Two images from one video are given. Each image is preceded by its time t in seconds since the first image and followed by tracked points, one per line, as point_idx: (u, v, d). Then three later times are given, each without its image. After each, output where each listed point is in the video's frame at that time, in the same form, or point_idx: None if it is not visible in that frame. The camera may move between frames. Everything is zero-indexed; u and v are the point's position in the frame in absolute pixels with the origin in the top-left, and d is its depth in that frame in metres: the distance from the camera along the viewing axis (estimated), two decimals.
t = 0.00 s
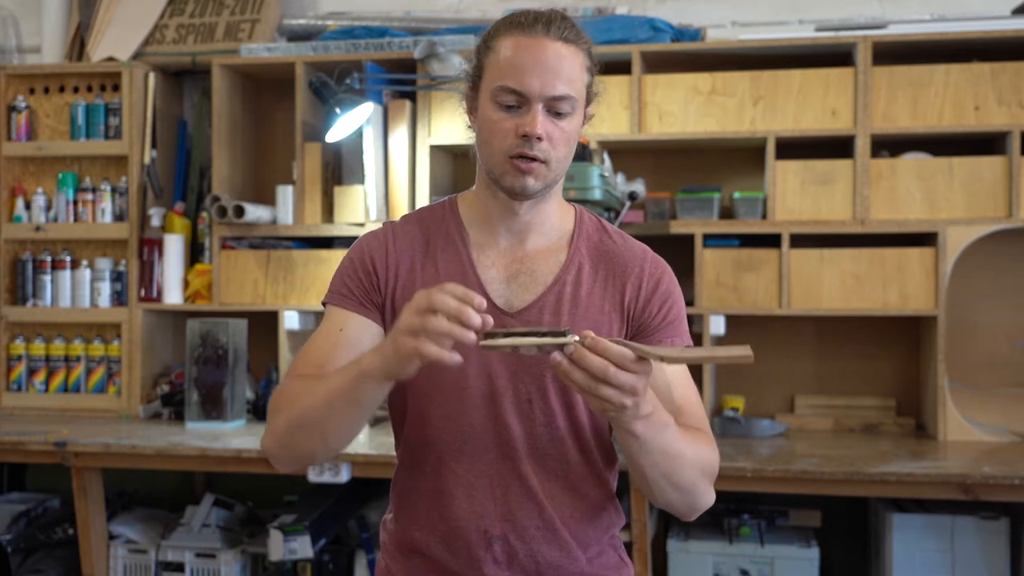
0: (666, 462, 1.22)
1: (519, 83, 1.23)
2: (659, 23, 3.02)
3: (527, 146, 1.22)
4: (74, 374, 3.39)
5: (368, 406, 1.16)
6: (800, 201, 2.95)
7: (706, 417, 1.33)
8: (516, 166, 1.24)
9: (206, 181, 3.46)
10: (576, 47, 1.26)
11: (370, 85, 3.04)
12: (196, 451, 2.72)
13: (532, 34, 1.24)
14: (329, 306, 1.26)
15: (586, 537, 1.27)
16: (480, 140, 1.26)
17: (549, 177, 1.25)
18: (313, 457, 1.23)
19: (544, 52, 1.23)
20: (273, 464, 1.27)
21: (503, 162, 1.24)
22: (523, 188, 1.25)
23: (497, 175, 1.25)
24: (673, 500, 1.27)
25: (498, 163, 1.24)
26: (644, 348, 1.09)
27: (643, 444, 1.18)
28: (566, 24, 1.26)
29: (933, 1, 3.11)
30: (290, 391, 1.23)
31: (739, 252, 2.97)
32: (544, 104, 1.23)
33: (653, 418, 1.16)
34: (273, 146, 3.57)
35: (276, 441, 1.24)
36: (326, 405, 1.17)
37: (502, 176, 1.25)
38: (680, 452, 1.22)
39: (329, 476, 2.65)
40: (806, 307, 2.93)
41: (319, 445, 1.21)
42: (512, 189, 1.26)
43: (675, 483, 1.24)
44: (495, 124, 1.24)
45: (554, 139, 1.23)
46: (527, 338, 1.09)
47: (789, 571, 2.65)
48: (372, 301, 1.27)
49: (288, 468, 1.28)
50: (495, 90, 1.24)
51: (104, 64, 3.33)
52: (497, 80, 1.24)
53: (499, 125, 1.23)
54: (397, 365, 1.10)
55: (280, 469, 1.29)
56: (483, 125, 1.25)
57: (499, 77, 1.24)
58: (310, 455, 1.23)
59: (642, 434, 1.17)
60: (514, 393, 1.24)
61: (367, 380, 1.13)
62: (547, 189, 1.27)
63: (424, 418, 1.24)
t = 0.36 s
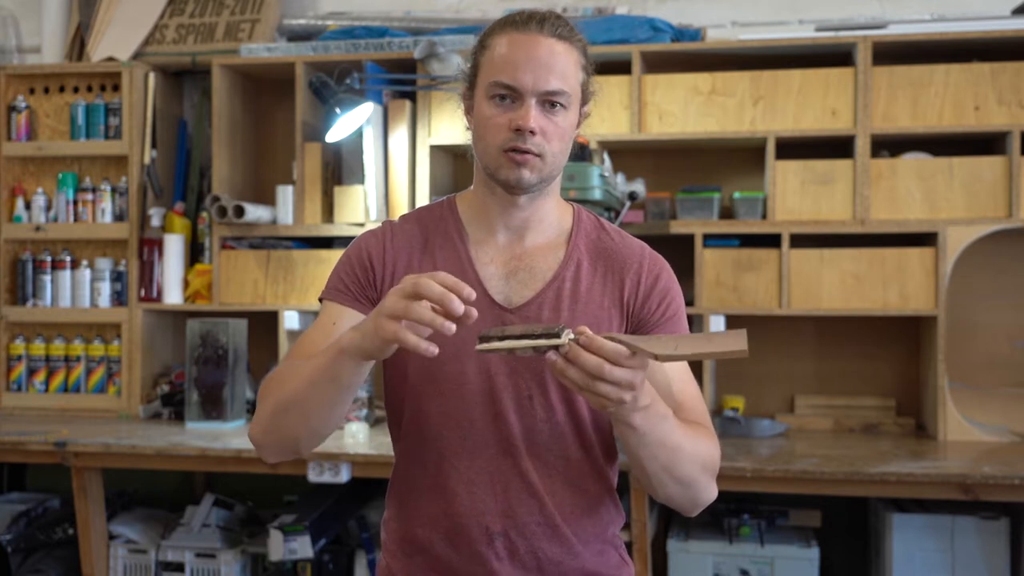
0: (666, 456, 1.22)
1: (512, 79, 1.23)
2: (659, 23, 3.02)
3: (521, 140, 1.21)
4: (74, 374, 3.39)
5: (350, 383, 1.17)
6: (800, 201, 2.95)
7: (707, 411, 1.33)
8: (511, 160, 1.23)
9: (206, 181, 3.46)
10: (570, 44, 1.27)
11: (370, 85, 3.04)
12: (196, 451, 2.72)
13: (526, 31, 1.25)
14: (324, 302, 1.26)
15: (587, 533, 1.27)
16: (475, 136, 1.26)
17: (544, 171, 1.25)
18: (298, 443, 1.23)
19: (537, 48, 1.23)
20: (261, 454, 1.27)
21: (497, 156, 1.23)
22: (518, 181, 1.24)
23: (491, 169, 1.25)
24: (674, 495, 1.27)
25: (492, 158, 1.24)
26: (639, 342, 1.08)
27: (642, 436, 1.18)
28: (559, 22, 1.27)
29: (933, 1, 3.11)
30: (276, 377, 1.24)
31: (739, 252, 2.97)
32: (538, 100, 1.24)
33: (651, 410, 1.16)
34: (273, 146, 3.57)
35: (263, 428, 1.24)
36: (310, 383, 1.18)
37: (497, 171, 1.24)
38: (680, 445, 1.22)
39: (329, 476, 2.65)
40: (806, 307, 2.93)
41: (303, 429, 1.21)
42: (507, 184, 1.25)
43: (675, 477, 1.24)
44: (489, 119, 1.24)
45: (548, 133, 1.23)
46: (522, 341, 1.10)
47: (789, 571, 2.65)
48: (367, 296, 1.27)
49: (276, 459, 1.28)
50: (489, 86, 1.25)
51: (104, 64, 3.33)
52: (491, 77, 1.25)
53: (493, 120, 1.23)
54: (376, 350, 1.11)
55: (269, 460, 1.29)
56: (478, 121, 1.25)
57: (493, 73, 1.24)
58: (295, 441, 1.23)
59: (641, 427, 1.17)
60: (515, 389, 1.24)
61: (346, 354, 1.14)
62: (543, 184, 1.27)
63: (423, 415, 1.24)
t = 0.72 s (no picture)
0: (670, 449, 1.22)
1: (512, 79, 1.23)
2: (659, 23, 3.02)
3: (520, 140, 1.21)
4: (74, 374, 3.39)
5: (343, 353, 1.17)
6: (800, 201, 2.95)
7: (709, 405, 1.33)
8: (510, 160, 1.23)
9: (206, 181, 3.46)
10: (570, 45, 1.27)
11: (370, 85, 3.04)
12: (196, 451, 2.72)
13: (526, 31, 1.25)
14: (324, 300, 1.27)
15: (588, 532, 1.27)
16: (475, 137, 1.26)
17: (543, 172, 1.25)
18: (292, 424, 1.22)
19: (537, 48, 1.24)
20: (256, 441, 1.27)
21: (497, 157, 1.23)
22: (517, 182, 1.24)
23: (491, 170, 1.25)
24: (679, 489, 1.27)
25: (492, 159, 1.24)
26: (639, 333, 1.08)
27: (645, 428, 1.18)
28: (560, 23, 1.27)
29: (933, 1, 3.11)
30: (273, 359, 1.25)
31: (739, 252, 2.97)
32: (537, 100, 1.24)
33: (653, 401, 1.16)
34: (273, 146, 3.57)
35: (258, 410, 1.24)
36: (303, 355, 1.18)
37: (496, 172, 1.24)
38: (684, 438, 1.22)
39: (329, 476, 2.65)
40: (806, 307, 2.93)
41: (297, 407, 1.21)
42: (506, 185, 1.25)
43: (679, 470, 1.25)
44: (489, 120, 1.24)
45: (547, 133, 1.23)
46: (523, 335, 1.09)
47: (789, 571, 2.65)
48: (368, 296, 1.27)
49: (271, 446, 1.27)
50: (488, 86, 1.25)
51: (104, 64, 3.33)
52: (490, 77, 1.25)
53: (493, 121, 1.23)
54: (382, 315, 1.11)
55: (264, 450, 1.28)
56: (477, 122, 1.25)
57: (492, 73, 1.25)
58: (289, 420, 1.22)
59: (644, 419, 1.17)
60: (514, 388, 1.24)
61: (341, 319, 1.14)
62: (543, 184, 1.26)
63: (423, 414, 1.24)
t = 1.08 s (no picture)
0: (675, 443, 1.22)
1: (522, 79, 1.23)
2: (659, 23, 3.02)
3: (519, 141, 1.22)
4: (74, 374, 3.39)
5: (368, 368, 1.15)
6: (800, 201, 2.95)
7: (711, 399, 1.33)
8: (505, 158, 1.23)
9: (206, 181, 3.46)
10: (588, 59, 1.27)
11: (370, 85, 3.04)
12: (196, 451, 2.72)
13: (546, 36, 1.25)
14: (327, 300, 1.27)
15: (587, 531, 1.27)
16: (476, 130, 1.26)
17: (537, 176, 1.25)
18: (310, 430, 1.22)
19: (552, 54, 1.23)
20: (269, 443, 1.26)
21: (492, 152, 1.24)
22: (507, 182, 1.24)
23: (486, 165, 1.25)
24: (687, 484, 1.27)
25: (488, 153, 1.24)
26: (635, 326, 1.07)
27: (650, 423, 1.18)
28: (582, 34, 1.27)
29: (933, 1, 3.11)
30: (289, 364, 1.22)
31: (739, 252, 2.97)
32: (544, 104, 1.24)
33: (657, 394, 1.16)
34: (273, 146, 3.57)
35: (274, 415, 1.23)
36: (325, 368, 1.16)
37: (490, 168, 1.25)
38: (689, 431, 1.22)
39: (329, 476, 2.65)
40: (806, 307, 2.93)
41: (317, 416, 1.20)
42: (496, 181, 1.25)
43: (686, 465, 1.25)
44: (492, 115, 1.24)
45: (547, 139, 1.23)
46: (520, 349, 1.07)
47: (789, 571, 2.65)
48: (369, 294, 1.27)
49: (285, 448, 1.26)
50: (498, 82, 1.25)
51: (104, 64, 3.33)
52: (502, 74, 1.25)
53: (496, 117, 1.23)
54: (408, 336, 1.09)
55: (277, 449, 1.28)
56: (481, 115, 1.25)
57: (505, 70, 1.24)
58: (307, 427, 1.21)
59: (648, 413, 1.17)
60: (512, 388, 1.24)
61: (367, 337, 1.12)
62: (536, 188, 1.27)
63: (422, 414, 1.24)
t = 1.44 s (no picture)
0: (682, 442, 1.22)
1: (531, 87, 1.22)
2: (659, 23, 3.02)
3: (532, 150, 1.22)
4: (74, 374, 3.39)
5: (369, 391, 1.14)
6: (800, 201, 2.95)
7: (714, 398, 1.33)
8: (519, 167, 1.24)
9: (206, 181, 3.46)
10: (592, 60, 1.26)
11: (370, 85, 3.04)
12: (196, 451, 2.72)
13: (550, 40, 1.24)
14: (329, 304, 1.25)
15: (587, 532, 1.27)
16: (485, 137, 1.26)
17: (550, 181, 1.26)
18: (317, 446, 1.21)
19: (557, 59, 1.23)
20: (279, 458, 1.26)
21: (505, 161, 1.24)
22: (523, 189, 1.25)
23: (498, 173, 1.26)
24: (693, 482, 1.27)
25: (499, 161, 1.25)
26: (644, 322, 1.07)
27: (659, 420, 1.18)
28: (584, 36, 1.26)
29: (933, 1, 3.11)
30: (294, 380, 1.22)
31: (739, 252, 2.97)
32: (553, 111, 1.23)
33: (665, 391, 1.16)
34: (273, 146, 3.57)
35: (281, 432, 1.23)
36: (327, 390, 1.15)
37: (503, 175, 1.25)
38: (696, 428, 1.22)
39: (329, 476, 2.65)
40: (806, 307, 2.93)
41: (322, 434, 1.19)
42: (512, 189, 1.26)
43: (693, 463, 1.25)
44: (502, 123, 1.24)
45: (560, 146, 1.23)
46: (531, 348, 1.07)
47: (789, 571, 2.65)
48: (372, 297, 1.26)
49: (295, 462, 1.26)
50: (505, 90, 1.24)
51: (104, 64, 3.33)
52: (509, 81, 1.24)
53: (506, 125, 1.23)
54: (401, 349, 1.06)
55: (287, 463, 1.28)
56: (489, 123, 1.25)
57: (512, 78, 1.24)
58: (313, 445, 1.21)
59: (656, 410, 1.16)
60: (514, 389, 1.24)
61: (366, 364, 1.10)
62: (547, 193, 1.27)
63: (424, 414, 1.24)
